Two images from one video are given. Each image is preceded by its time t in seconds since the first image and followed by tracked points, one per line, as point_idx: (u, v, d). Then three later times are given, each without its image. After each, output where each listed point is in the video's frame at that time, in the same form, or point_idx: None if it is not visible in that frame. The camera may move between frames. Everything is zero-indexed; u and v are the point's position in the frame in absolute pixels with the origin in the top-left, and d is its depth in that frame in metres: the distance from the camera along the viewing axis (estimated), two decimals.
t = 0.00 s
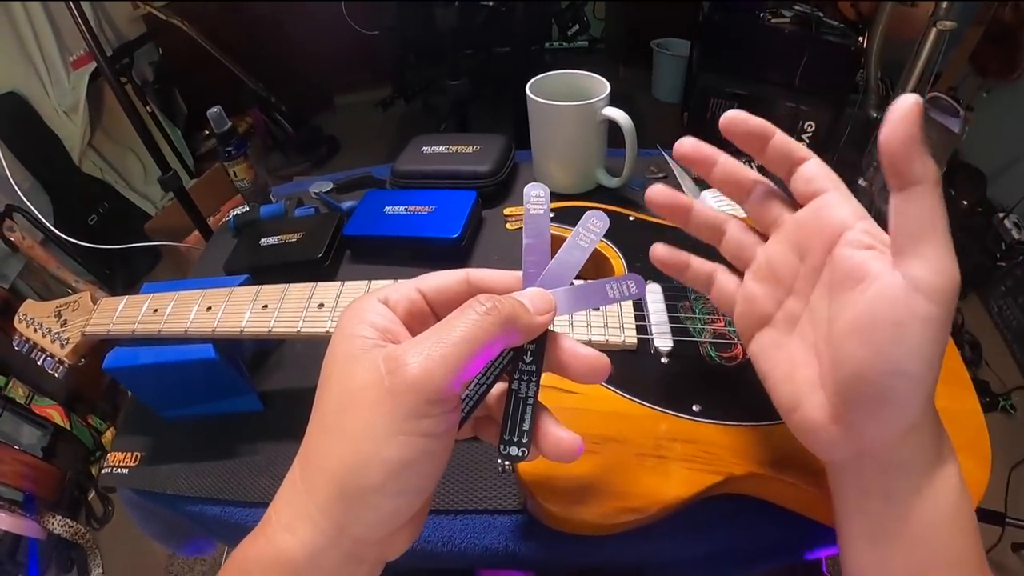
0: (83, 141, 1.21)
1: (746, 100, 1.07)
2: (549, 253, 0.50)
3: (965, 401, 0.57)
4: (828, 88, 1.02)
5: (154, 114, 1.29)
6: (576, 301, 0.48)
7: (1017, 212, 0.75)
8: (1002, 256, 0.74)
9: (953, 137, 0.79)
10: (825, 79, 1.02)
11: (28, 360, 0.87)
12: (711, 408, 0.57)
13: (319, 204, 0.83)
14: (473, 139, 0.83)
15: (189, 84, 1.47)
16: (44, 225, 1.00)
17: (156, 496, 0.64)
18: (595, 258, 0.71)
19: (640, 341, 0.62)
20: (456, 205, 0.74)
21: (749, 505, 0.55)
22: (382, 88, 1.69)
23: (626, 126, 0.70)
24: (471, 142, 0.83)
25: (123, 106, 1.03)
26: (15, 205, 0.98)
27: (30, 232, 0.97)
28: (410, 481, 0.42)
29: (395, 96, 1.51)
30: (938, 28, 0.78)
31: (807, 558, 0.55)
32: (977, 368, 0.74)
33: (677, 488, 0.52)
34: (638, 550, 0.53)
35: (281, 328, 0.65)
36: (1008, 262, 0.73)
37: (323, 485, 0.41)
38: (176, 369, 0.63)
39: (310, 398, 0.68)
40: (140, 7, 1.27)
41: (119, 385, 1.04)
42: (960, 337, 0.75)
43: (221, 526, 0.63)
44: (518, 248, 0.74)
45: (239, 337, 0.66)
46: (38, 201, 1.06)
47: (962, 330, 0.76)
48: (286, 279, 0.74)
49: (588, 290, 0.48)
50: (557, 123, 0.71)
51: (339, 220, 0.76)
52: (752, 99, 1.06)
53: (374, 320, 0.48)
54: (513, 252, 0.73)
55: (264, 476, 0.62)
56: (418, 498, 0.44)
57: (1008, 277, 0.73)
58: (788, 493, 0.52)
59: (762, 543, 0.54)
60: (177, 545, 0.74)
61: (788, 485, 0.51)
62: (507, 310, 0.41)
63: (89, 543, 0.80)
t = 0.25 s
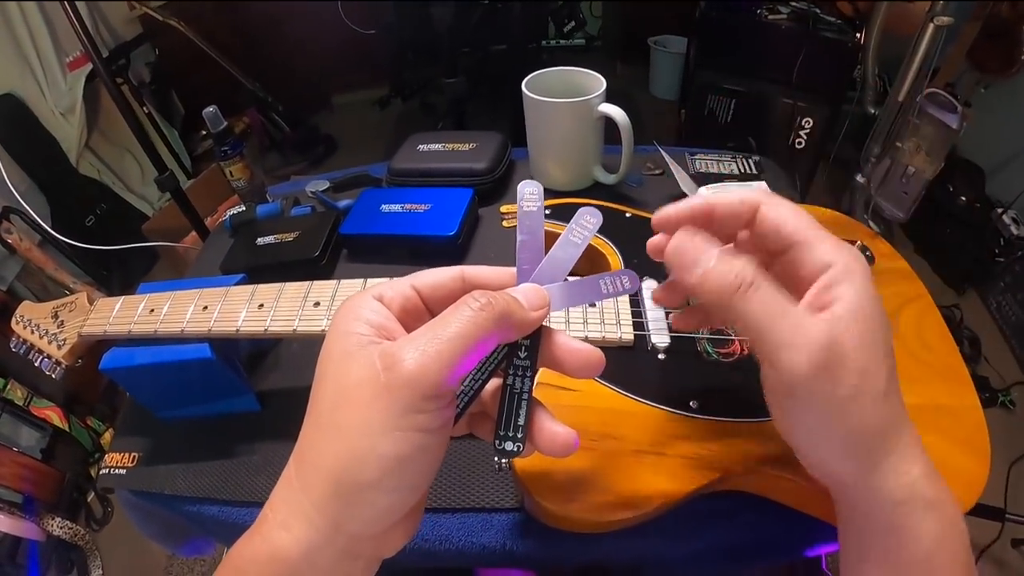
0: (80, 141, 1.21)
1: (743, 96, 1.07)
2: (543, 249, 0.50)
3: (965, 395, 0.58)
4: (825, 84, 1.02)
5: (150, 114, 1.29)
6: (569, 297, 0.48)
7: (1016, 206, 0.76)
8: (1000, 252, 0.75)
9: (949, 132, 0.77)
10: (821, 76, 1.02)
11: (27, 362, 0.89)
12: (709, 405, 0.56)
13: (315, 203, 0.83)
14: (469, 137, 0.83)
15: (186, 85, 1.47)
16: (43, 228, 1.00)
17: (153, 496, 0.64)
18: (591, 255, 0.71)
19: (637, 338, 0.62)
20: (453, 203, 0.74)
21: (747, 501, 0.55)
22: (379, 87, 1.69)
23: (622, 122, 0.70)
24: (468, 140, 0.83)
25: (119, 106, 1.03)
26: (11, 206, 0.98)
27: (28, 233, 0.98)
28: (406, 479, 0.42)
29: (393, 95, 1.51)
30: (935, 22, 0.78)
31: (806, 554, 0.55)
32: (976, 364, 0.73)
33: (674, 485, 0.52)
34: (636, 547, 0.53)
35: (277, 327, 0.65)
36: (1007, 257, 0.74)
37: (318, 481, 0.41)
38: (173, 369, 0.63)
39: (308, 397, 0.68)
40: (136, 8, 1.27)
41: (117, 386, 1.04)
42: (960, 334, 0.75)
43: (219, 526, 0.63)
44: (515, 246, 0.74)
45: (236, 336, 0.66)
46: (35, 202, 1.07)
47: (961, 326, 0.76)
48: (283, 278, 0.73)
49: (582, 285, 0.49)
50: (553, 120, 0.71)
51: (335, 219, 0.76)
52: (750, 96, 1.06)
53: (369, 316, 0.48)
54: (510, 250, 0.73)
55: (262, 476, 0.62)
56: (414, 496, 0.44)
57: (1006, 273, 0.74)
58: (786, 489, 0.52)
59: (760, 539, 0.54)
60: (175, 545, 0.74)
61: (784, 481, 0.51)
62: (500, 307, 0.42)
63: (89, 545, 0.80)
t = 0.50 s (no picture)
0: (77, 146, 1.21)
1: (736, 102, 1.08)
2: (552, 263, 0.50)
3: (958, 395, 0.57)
4: (817, 90, 1.03)
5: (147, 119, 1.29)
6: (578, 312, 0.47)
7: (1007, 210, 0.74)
8: (993, 254, 0.74)
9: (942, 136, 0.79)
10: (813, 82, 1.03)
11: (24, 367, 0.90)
12: (701, 407, 0.57)
13: (312, 209, 0.84)
14: (465, 143, 0.84)
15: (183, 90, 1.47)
16: (39, 233, 1.01)
17: (150, 501, 0.64)
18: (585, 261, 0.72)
19: (629, 342, 0.62)
20: (449, 209, 0.75)
21: (739, 503, 0.56)
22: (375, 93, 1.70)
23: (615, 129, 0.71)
24: (463, 146, 0.83)
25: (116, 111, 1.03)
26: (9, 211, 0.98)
27: (24, 238, 0.98)
28: (414, 486, 0.43)
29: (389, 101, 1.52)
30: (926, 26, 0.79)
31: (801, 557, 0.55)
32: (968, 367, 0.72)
33: (666, 486, 0.52)
34: (630, 549, 0.53)
35: (274, 331, 0.65)
36: (1000, 259, 0.73)
37: (330, 488, 0.41)
38: (171, 373, 0.63)
39: (304, 402, 0.68)
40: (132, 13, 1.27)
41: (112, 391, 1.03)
42: (953, 337, 0.75)
43: (215, 531, 0.63)
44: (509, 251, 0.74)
45: (233, 341, 0.66)
46: (32, 207, 1.06)
47: (953, 330, 0.76)
48: (280, 283, 0.74)
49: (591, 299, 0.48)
50: (547, 126, 0.72)
51: (332, 224, 0.77)
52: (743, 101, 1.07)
53: (381, 325, 0.48)
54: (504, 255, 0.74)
55: (258, 480, 0.62)
56: (422, 503, 0.44)
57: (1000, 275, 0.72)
58: (776, 490, 0.53)
59: (754, 540, 0.54)
60: (172, 550, 0.74)
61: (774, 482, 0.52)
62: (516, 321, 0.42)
63: (85, 551, 0.79)
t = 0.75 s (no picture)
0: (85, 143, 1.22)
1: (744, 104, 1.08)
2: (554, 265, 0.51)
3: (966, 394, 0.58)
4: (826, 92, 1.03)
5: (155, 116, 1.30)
6: (580, 312, 0.49)
7: (1016, 214, 0.76)
8: (1000, 259, 0.75)
9: (951, 139, 0.78)
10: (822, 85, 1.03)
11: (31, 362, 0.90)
12: (709, 409, 0.57)
13: (320, 207, 0.84)
14: (474, 143, 0.84)
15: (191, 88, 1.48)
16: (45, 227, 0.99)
17: (157, 496, 0.64)
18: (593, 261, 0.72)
19: (639, 343, 0.62)
20: (457, 208, 0.75)
21: (747, 505, 0.56)
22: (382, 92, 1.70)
23: (626, 130, 0.71)
24: (473, 146, 0.83)
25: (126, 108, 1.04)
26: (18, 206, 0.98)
27: (32, 233, 0.97)
28: (421, 486, 0.43)
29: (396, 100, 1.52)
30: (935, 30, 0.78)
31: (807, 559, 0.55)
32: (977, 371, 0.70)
33: (674, 488, 0.52)
34: (637, 550, 0.53)
35: (283, 329, 0.65)
36: (1008, 265, 0.74)
37: (330, 491, 0.41)
38: (180, 370, 0.63)
39: (312, 399, 0.68)
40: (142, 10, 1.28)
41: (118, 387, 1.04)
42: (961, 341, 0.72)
43: (222, 527, 0.63)
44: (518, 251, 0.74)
45: (242, 338, 0.67)
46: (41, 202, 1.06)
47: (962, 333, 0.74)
48: (288, 281, 0.74)
49: (593, 302, 0.49)
50: (557, 127, 0.72)
51: (341, 222, 0.77)
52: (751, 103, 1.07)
53: (380, 328, 0.48)
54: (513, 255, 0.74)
55: (265, 478, 0.63)
56: (423, 505, 0.44)
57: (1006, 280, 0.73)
58: (785, 493, 0.53)
59: (761, 541, 0.54)
60: (177, 547, 0.75)
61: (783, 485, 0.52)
62: (515, 323, 0.43)
63: (88, 545, 0.80)
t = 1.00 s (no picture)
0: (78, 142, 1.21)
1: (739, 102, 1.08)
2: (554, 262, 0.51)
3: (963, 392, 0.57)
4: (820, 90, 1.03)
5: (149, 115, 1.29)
6: (576, 312, 0.48)
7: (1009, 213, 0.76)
8: (993, 257, 0.75)
9: (944, 138, 0.78)
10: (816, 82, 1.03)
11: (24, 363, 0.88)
12: (706, 406, 0.57)
13: (314, 205, 0.83)
14: (468, 141, 0.84)
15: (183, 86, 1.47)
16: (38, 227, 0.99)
17: (150, 497, 0.64)
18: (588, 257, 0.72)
19: (633, 341, 0.62)
20: (452, 206, 0.75)
21: (743, 502, 0.56)
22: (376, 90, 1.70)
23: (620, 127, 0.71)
24: (467, 144, 0.83)
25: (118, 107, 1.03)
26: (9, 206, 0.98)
27: (24, 233, 0.96)
28: (418, 484, 0.43)
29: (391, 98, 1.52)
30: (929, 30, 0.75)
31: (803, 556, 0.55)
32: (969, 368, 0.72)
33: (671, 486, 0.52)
34: (634, 547, 0.53)
35: (277, 328, 0.65)
36: (1001, 262, 0.74)
37: (330, 488, 0.41)
38: (174, 370, 0.63)
39: (306, 398, 0.68)
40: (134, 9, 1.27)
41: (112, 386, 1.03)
42: (953, 337, 0.74)
43: (216, 527, 0.63)
44: (512, 249, 0.74)
45: (235, 337, 0.66)
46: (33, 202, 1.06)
47: (954, 330, 0.75)
48: (280, 280, 0.74)
49: (592, 299, 0.49)
50: (551, 125, 0.71)
51: (334, 221, 0.77)
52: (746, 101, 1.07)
53: (383, 326, 0.48)
54: (507, 253, 0.74)
55: (260, 478, 0.62)
56: (424, 504, 0.44)
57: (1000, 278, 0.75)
58: (782, 490, 0.53)
59: (757, 538, 0.54)
60: (171, 547, 0.74)
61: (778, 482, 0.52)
62: (515, 321, 0.42)
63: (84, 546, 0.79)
